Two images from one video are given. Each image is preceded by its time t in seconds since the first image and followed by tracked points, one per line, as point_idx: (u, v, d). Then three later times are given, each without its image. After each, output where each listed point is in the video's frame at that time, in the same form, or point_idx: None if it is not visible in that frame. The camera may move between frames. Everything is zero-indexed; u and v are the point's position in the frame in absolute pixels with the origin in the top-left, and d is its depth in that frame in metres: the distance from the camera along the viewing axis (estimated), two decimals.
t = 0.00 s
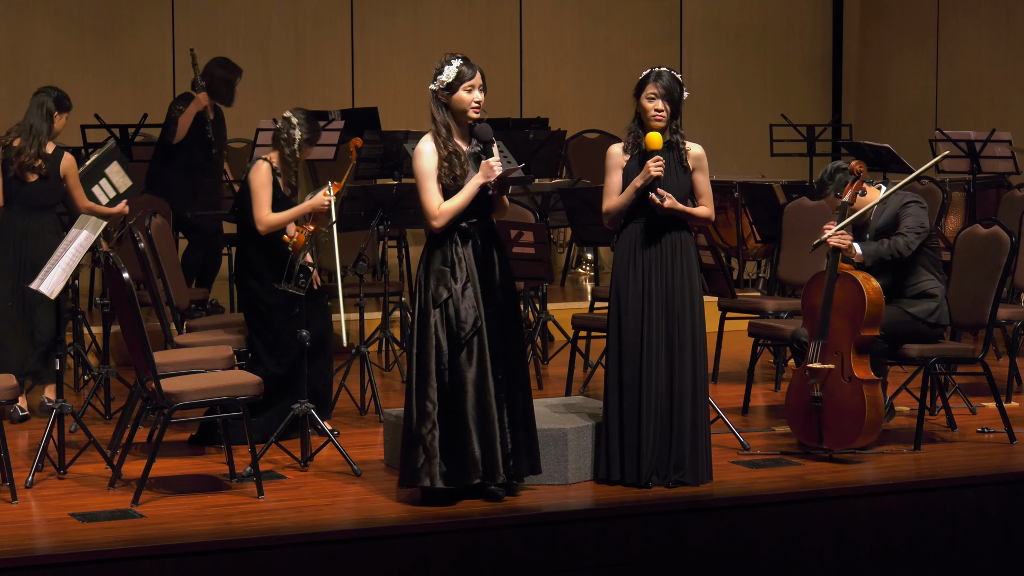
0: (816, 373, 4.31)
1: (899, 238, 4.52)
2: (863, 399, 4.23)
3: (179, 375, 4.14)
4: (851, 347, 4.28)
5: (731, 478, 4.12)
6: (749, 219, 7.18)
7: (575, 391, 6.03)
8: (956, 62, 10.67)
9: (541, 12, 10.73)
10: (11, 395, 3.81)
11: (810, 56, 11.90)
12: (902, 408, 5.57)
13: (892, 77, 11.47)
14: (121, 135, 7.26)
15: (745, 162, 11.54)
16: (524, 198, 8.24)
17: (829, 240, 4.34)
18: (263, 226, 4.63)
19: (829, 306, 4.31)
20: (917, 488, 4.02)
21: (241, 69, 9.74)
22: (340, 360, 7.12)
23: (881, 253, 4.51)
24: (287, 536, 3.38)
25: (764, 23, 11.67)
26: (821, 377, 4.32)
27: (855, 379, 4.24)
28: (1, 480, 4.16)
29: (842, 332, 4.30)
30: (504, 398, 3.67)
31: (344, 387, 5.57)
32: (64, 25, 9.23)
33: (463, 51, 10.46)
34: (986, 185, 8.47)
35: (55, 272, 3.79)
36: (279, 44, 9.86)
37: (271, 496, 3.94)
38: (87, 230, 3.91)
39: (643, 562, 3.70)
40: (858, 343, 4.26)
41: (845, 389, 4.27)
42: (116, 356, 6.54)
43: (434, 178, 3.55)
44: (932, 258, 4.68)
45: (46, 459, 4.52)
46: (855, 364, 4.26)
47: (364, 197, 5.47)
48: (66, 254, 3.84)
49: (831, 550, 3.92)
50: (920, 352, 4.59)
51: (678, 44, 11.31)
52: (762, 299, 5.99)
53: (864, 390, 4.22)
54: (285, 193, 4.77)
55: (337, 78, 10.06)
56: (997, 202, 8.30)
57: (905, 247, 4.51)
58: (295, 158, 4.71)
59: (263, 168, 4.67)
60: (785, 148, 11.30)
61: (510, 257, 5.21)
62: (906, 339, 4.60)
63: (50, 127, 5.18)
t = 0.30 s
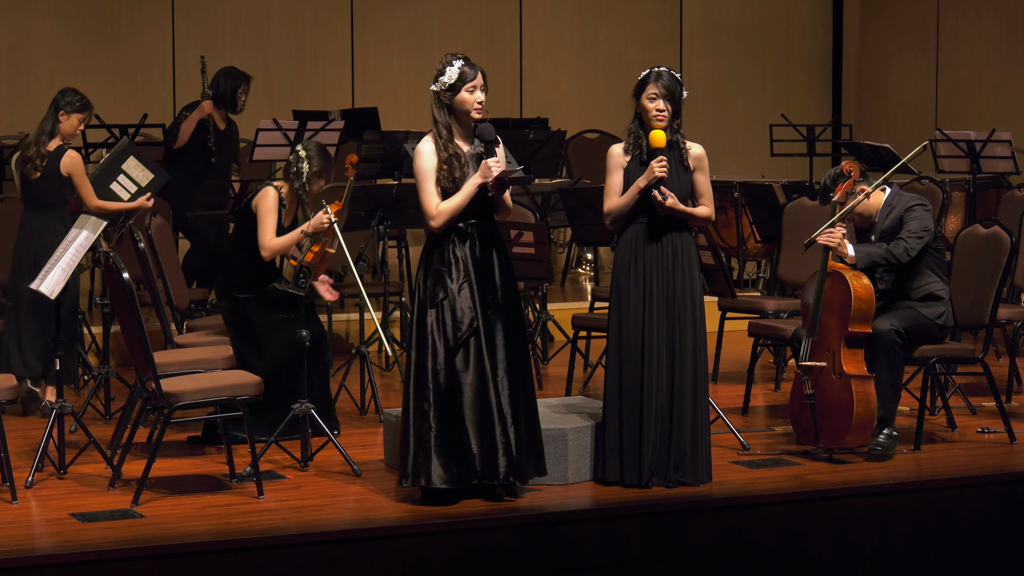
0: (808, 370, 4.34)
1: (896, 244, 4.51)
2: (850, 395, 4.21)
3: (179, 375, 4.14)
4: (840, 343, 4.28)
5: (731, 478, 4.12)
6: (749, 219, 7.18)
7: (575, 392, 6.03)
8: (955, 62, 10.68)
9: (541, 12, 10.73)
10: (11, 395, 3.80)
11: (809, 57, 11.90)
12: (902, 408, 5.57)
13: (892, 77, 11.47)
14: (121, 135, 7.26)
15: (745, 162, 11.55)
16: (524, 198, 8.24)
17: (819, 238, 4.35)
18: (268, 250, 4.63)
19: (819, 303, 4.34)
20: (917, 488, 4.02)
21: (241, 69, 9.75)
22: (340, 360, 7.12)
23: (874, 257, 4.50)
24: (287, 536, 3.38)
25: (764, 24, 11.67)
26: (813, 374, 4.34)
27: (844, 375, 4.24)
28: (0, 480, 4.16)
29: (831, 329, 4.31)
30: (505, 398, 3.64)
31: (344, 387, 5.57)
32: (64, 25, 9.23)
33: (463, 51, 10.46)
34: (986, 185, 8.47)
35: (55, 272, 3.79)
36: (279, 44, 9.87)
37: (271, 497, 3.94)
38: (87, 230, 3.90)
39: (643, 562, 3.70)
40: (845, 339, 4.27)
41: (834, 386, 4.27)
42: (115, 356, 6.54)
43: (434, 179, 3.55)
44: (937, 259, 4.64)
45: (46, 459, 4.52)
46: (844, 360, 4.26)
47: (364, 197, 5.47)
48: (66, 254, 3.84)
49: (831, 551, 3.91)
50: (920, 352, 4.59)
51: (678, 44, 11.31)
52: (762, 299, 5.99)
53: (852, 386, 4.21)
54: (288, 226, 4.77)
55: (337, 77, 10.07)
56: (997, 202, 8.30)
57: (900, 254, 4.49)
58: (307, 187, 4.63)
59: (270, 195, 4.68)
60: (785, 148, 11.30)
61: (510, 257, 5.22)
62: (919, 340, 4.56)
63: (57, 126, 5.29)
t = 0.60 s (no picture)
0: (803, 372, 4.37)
1: (885, 254, 4.49)
2: (846, 396, 4.21)
3: (180, 375, 4.14)
4: (836, 343, 4.26)
5: (731, 478, 4.12)
6: (749, 219, 7.18)
7: (575, 391, 6.03)
8: (955, 62, 10.67)
9: (541, 12, 10.73)
10: (11, 396, 3.80)
11: (809, 57, 11.91)
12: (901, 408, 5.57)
13: (891, 77, 11.47)
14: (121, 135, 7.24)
15: (745, 162, 11.55)
16: (524, 198, 8.24)
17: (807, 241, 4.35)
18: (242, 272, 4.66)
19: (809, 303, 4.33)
20: (917, 488, 4.02)
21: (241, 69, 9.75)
22: (340, 359, 7.13)
23: (865, 262, 4.50)
24: (286, 536, 3.38)
25: (763, 23, 11.67)
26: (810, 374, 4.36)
27: (839, 375, 4.24)
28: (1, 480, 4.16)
29: (825, 329, 4.30)
30: (493, 397, 3.62)
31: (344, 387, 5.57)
32: (64, 26, 9.23)
33: (462, 51, 10.46)
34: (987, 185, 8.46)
35: (55, 272, 3.79)
36: (278, 45, 9.87)
37: (271, 496, 3.94)
38: (88, 230, 3.90)
39: (643, 562, 3.70)
40: (840, 340, 4.26)
41: (830, 387, 4.28)
42: (115, 356, 6.53)
43: (423, 179, 3.58)
44: (932, 261, 4.62)
45: (46, 459, 4.52)
46: (838, 360, 4.26)
47: (364, 197, 5.47)
48: (66, 254, 3.84)
49: (832, 551, 3.91)
50: (920, 352, 4.59)
51: (678, 44, 11.31)
52: (762, 299, 5.99)
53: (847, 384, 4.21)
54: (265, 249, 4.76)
55: (336, 77, 10.06)
56: (997, 202, 8.30)
57: (889, 263, 4.47)
58: (275, 208, 4.62)
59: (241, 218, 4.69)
60: (784, 148, 11.29)
61: (510, 257, 5.23)
62: (919, 344, 4.56)
63: (79, 123, 5.28)
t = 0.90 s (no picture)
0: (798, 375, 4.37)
1: (875, 249, 4.49)
2: (843, 397, 4.23)
3: (180, 375, 4.14)
4: (831, 347, 4.27)
5: (731, 478, 4.12)
6: (749, 219, 7.19)
7: (575, 392, 6.03)
8: (955, 62, 10.67)
9: (541, 13, 10.72)
10: (11, 396, 3.80)
11: (809, 57, 11.91)
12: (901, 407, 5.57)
13: (891, 77, 11.47)
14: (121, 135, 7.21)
15: (745, 162, 11.55)
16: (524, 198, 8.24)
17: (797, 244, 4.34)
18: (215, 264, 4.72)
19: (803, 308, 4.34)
20: (918, 488, 4.02)
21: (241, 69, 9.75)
22: (340, 358, 7.13)
23: (855, 258, 4.49)
24: (285, 535, 3.37)
25: (763, 23, 11.67)
26: (805, 376, 4.36)
27: (835, 379, 4.24)
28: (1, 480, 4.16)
29: (819, 331, 4.29)
30: (472, 399, 3.63)
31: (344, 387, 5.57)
32: (64, 26, 9.23)
33: (462, 51, 10.46)
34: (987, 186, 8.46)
35: (55, 272, 3.79)
36: (279, 45, 9.87)
37: (271, 497, 3.94)
38: (88, 230, 3.90)
39: (644, 562, 3.70)
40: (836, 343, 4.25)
41: (825, 388, 4.29)
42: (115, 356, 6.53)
43: (412, 181, 3.59)
44: (920, 248, 4.60)
45: (46, 459, 4.52)
46: (834, 364, 4.26)
47: (364, 197, 5.47)
48: (66, 254, 3.84)
49: (832, 551, 3.91)
50: (920, 352, 4.59)
51: (678, 44, 11.31)
52: (762, 299, 5.99)
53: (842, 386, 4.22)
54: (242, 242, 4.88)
55: (337, 77, 10.06)
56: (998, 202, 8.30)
57: (879, 258, 4.47)
58: (238, 202, 4.80)
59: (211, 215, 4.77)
60: (784, 148, 11.29)
61: (510, 257, 5.24)
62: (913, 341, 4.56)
63: (106, 122, 5.59)
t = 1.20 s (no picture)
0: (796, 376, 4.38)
1: (873, 257, 4.49)
2: (836, 397, 4.23)
3: (180, 375, 4.14)
4: (827, 347, 4.26)
5: (731, 478, 4.12)
6: (750, 220, 7.20)
7: (575, 391, 6.03)
8: (955, 62, 10.67)
9: (541, 13, 10.72)
10: (11, 396, 3.80)
11: (809, 57, 11.91)
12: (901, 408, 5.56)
13: (891, 77, 11.47)
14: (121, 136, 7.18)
15: (745, 162, 11.55)
16: (524, 198, 8.23)
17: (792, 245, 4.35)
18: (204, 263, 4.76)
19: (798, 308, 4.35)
20: (918, 488, 4.02)
21: (241, 69, 9.75)
22: (340, 358, 7.13)
23: (853, 263, 4.48)
24: (285, 535, 3.38)
25: (763, 24, 11.67)
26: (804, 376, 4.36)
27: (830, 379, 4.23)
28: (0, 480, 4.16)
29: (815, 330, 4.28)
30: (459, 402, 3.63)
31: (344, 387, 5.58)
32: (64, 26, 9.23)
33: (462, 51, 10.46)
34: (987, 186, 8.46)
35: (55, 272, 3.79)
36: (279, 45, 9.87)
37: (271, 496, 3.94)
38: (87, 230, 3.90)
39: (644, 562, 3.70)
40: (830, 343, 4.24)
41: (822, 389, 4.27)
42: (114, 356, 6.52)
43: (403, 181, 3.59)
44: (920, 258, 4.60)
45: (46, 459, 4.52)
46: (829, 364, 4.25)
47: (364, 197, 5.47)
48: (66, 254, 3.84)
49: (832, 551, 3.91)
50: (920, 352, 4.59)
51: (678, 43, 11.31)
52: (762, 299, 5.99)
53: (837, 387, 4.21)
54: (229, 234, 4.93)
55: (337, 77, 10.06)
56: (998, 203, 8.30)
57: (877, 267, 4.47)
58: (221, 199, 4.85)
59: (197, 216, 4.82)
60: (784, 148, 11.29)
61: (510, 257, 5.25)
62: (912, 344, 4.55)
63: (133, 121, 5.84)
